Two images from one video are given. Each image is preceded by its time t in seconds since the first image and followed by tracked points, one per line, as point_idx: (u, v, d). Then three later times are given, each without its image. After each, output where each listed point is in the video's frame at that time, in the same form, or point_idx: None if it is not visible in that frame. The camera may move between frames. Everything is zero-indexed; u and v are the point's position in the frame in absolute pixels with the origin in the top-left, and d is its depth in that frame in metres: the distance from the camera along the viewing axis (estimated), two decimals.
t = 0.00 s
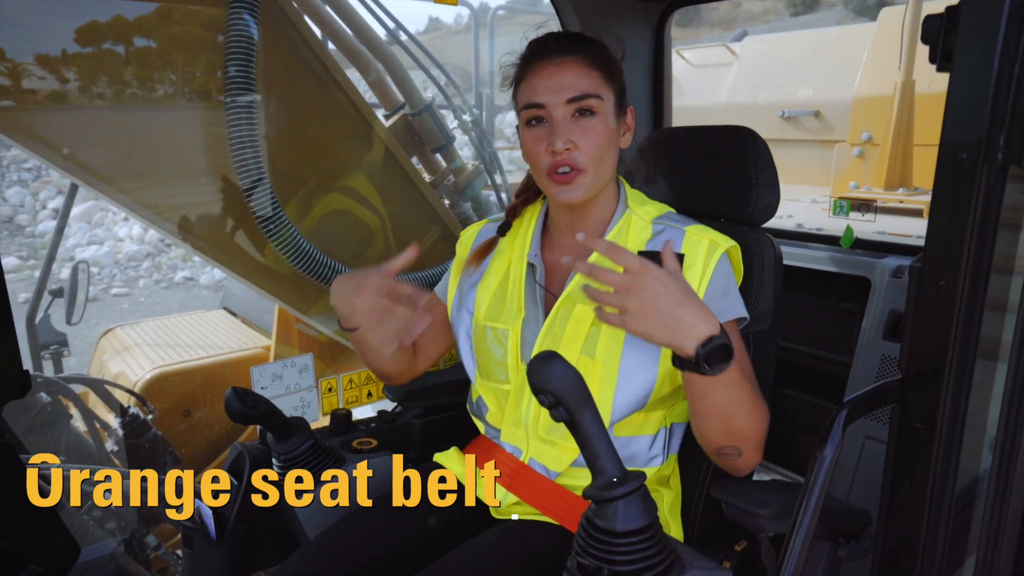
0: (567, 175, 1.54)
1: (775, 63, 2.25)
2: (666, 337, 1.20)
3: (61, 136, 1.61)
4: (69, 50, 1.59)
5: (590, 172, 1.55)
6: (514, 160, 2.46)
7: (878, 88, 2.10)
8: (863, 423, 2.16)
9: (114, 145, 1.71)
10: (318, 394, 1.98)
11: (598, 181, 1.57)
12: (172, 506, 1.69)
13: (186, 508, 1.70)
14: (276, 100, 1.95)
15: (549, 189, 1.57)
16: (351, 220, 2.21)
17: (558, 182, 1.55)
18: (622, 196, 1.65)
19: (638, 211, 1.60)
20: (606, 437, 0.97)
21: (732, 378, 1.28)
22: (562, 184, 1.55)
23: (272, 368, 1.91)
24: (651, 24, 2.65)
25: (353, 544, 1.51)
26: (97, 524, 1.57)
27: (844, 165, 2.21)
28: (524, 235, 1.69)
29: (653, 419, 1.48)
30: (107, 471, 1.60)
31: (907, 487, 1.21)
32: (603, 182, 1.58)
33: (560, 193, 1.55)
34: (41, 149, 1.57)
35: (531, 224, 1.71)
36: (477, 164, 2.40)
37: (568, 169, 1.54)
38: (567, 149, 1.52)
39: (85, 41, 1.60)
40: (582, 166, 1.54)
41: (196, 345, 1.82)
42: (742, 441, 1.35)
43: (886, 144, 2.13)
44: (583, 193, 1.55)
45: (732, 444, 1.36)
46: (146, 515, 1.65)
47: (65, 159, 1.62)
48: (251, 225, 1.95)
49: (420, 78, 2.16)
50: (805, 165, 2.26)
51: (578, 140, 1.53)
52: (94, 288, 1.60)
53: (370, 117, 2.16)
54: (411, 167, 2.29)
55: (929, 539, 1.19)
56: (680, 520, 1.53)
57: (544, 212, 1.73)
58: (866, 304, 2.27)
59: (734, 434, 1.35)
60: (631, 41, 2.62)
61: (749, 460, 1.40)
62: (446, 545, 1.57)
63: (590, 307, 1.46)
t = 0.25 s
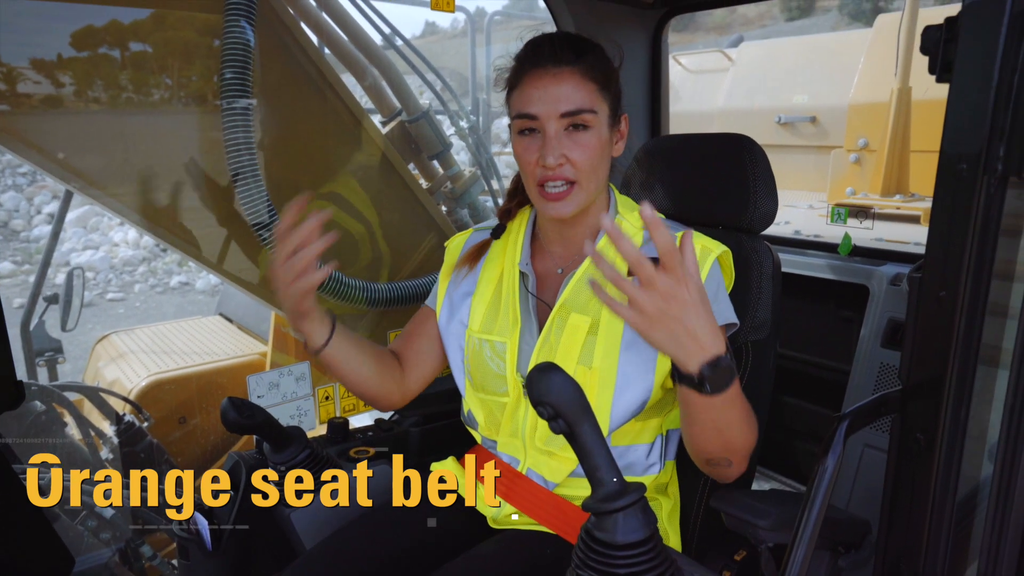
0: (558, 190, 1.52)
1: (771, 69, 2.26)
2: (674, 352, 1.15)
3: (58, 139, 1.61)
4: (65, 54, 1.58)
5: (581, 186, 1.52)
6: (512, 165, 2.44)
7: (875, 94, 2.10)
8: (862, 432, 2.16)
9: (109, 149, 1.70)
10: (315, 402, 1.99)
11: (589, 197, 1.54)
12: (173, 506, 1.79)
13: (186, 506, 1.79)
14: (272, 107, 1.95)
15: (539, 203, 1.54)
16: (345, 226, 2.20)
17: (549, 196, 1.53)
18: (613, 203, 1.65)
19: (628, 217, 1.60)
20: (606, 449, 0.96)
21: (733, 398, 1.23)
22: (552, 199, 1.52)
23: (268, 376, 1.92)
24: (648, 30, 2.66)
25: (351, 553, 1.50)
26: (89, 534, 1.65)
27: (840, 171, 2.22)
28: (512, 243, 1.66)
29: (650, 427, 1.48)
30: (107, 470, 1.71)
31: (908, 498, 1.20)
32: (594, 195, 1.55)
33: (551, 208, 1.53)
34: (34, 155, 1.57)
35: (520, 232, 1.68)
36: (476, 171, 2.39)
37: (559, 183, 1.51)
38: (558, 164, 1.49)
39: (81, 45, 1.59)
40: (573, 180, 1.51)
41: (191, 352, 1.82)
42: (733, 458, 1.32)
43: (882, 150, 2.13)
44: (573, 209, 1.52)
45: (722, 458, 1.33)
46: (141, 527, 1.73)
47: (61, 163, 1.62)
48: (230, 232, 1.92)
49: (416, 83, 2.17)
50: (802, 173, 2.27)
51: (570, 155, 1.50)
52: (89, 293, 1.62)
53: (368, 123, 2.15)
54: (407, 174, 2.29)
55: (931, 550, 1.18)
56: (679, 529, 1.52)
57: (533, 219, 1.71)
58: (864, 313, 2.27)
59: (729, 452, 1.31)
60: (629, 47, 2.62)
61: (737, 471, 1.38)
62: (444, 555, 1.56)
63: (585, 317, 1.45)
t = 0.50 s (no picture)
0: (560, 210, 1.51)
1: (768, 72, 2.27)
2: (691, 310, 1.12)
3: (54, 143, 1.60)
4: (62, 58, 1.58)
5: (581, 206, 1.51)
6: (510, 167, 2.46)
7: (874, 97, 2.10)
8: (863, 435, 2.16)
9: (108, 151, 1.69)
10: (315, 405, 1.99)
11: (590, 214, 1.53)
12: (173, 507, 1.82)
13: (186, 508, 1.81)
14: (271, 111, 1.95)
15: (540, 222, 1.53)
16: (346, 230, 2.19)
17: (550, 217, 1.52)
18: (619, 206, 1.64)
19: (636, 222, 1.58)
20: (608, 452, 0.96)
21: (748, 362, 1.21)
22: (554, 219, 1.51)
23: (269, 380, 1.93)
24: (648, 34, 2.66)
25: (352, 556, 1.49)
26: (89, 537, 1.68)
27: (840, 173, 2.22)
28: (516, 247, 1.64)
29: (655, 430, 1.47)
30: (107, 471, 1.73)
31: (910, 501, 1.20)
32: (598, 210, 1.54)
33: (553, 227, 1.52)
34: (32, 157, 1.57)
35: (524, 237, 1.66)
36: (475, 174, 2.41)
37: (560, 204, 1.50)
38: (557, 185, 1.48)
39: (79, 49, 1.60)
40: (574, 199, 1.50)
41: (190, 355, 1.83)
42: (753, 436, 1.26)
43: (882, 152, 2.13)
44: (573, 227, 1.51)
45: (742, 440, 1.27)
46: (141, 529, 1.77)
47: (59, 166, 1.62)
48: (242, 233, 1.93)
49: (416, 86, 2.17)
50: (801, 174, 2.27)
51: (569, 175, 1.48)
52: (86, 296, 1.64)
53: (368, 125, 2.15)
54: (408, 177, 2.29)
55: (934, 553, 1.18)
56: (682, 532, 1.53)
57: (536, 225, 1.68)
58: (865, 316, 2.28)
59: (749, 428, 1.25)
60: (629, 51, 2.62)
61: (759, 461, 1.30)
62: (445, 559, 1.55)
63: (592, 321, 1.45)
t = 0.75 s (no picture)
0: (558, 213, 1.53)
1: (768, 74, 2.27)
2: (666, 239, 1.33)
3: (52, 144, 1.61)
4: (62, 59, 1.58)
5: (581, 209, 1.52)
6: (511, 168, 2.46)
7: (874, 98, 2.11)
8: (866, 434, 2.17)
9: (110, 153, 1.70)
10: (319, 405, 2.01)
11: (589, 219, 1.54)
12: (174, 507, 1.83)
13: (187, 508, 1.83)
14: (273, 113, 1.95)
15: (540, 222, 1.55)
16: (349, 230, 2.19)
17: (550, 218, 1.54)
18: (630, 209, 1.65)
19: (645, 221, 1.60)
20: (614, 450, 0.97)
21: (724, 289, 1.30)
22: (553, 220, 1.54)
23: (273, 380, 1.95)
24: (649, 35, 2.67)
25: (356, 556, 1.49)
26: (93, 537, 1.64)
27: (840, 175, 2.23)
28: (528, 247, 1.67)
29: (661, 430, 1.48)
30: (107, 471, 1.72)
31: (914, 499, 1.21)
32: (597, 214, 1.55)
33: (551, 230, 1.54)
34: (32, 157, 1.58)
35: (534, 238, 1.68)
36: (476, 175, 2.41)
37: (558, 206, 1.52)
38: (555, 188, 1.49)
39: (79, 50, 1.60)
40: (572, 203, 1.52)
41: (191, 356, 1.84)
42: (744, 365, 1.29)
43: (882, 153, 2.14)
44: (573, 230, 1.53)
45: (735, 378, 1.29)
46: (145, 529, 1.76)
47: (59, 168, 1.62)
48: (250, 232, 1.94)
49: (418, 86, 2.18)
50: (800, 174, 2.27)
51: (568, 179, 1.49)
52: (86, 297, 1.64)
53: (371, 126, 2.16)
54: (410, 177, 2.30)
55: (938, 550, 1.19)
56: (685, 530, 1.53)
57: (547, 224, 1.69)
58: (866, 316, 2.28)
59: (737, 353, 1.29)
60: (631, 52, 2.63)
61: (759, 410, 1.30)
62: (449, 558, 1.56)
63: (600, 318, 1.47)
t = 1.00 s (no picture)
0: (540, 203, 1.54)
1: (768, 75, 2.28)
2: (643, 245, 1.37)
3: (53, 146, 1.62)
4: (61, 61, 1.59)
5: (563, 204, 1.53)
6: (512, 171, 2.42)
7: (873, 100, 2.12)
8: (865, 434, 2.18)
9: (111, 154, 1.72)
10: (321, 406, 2.01)
11: (571, 215, 1.54)
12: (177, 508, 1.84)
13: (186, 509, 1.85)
14: (275, 114, 1.97)
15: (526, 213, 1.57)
16: (348, 230, 2.20)
17: (534, 209, 1.56)
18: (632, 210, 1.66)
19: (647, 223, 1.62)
20: (615, 449, 0.97)
21: (707, 288, 1.31)
22: (535, 210, 1.55)
23: (274, 381, 1.94)
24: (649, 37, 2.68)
25: (356, 555, 1.50)
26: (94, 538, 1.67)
27: (839, 176, 2.25)
28: (530, 247, 1.68)
29: (662, 431, 1.49)
30: (108, 471, 1.73)
31: (913, 498, 1.22)
32: (581, 213, 1.54)
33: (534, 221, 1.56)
34: (32, 157, 1.58)
35: (536, 239, 1.69)
36: (477, 177, 2.41)
37: (540, 197, 1.54)
38: (537, 178, 1.52)
39: (79, 53, 1.61)
40: (553, 196, 1.52)
41: (193, 357, 1.85)
42: (735, 363, 1.30)
43: (881, 155, 2.15)
44: (553, 223, 1.54)
45: (731, 378, 1.30)
46: (146, 529, 1.77)
47: (58, 170, 1.63)
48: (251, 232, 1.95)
49: (418, 87, 2.18)
50: (801, 177, 2.29)
51: (551, 171, 1.51)
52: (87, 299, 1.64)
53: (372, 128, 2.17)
54: (410, 178, 2.31)
55: (936, 548, 1.19)
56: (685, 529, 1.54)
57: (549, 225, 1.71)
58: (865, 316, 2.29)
59: (725, 352, 1.30)
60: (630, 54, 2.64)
61: (760, 405, 1.30)
62: (450, 558, 1.56)
63: (602, 318, 1.48)
